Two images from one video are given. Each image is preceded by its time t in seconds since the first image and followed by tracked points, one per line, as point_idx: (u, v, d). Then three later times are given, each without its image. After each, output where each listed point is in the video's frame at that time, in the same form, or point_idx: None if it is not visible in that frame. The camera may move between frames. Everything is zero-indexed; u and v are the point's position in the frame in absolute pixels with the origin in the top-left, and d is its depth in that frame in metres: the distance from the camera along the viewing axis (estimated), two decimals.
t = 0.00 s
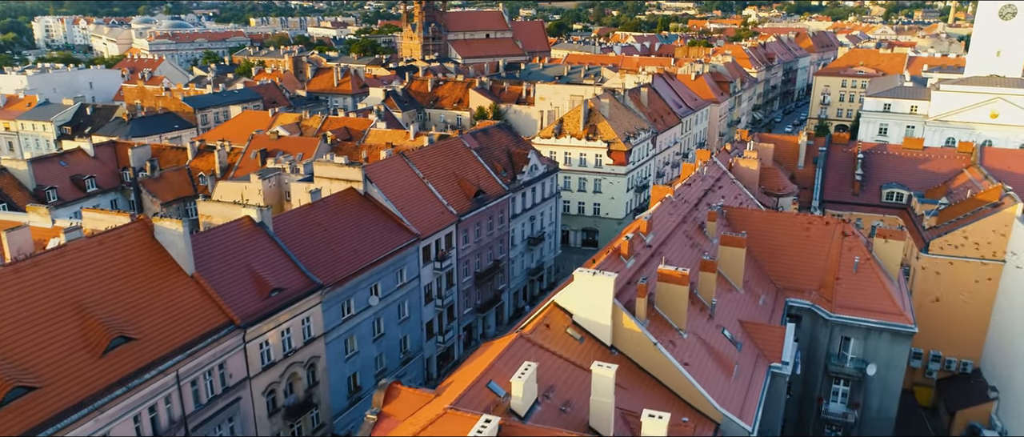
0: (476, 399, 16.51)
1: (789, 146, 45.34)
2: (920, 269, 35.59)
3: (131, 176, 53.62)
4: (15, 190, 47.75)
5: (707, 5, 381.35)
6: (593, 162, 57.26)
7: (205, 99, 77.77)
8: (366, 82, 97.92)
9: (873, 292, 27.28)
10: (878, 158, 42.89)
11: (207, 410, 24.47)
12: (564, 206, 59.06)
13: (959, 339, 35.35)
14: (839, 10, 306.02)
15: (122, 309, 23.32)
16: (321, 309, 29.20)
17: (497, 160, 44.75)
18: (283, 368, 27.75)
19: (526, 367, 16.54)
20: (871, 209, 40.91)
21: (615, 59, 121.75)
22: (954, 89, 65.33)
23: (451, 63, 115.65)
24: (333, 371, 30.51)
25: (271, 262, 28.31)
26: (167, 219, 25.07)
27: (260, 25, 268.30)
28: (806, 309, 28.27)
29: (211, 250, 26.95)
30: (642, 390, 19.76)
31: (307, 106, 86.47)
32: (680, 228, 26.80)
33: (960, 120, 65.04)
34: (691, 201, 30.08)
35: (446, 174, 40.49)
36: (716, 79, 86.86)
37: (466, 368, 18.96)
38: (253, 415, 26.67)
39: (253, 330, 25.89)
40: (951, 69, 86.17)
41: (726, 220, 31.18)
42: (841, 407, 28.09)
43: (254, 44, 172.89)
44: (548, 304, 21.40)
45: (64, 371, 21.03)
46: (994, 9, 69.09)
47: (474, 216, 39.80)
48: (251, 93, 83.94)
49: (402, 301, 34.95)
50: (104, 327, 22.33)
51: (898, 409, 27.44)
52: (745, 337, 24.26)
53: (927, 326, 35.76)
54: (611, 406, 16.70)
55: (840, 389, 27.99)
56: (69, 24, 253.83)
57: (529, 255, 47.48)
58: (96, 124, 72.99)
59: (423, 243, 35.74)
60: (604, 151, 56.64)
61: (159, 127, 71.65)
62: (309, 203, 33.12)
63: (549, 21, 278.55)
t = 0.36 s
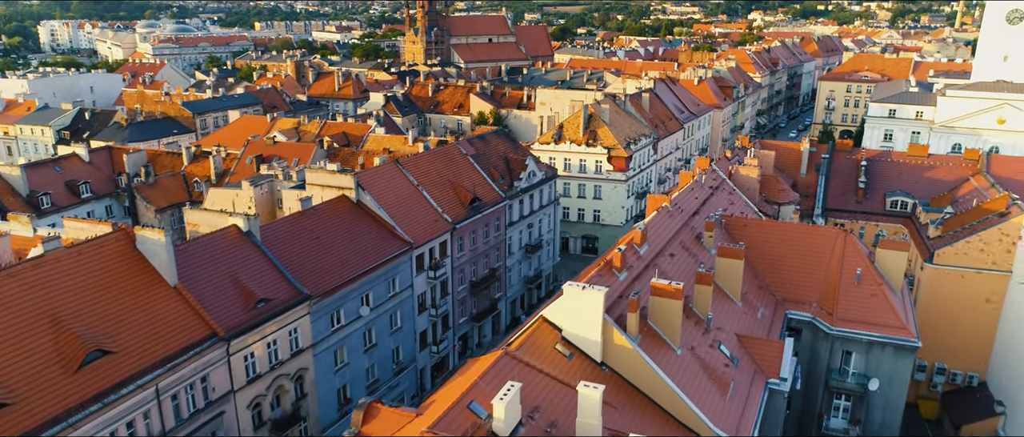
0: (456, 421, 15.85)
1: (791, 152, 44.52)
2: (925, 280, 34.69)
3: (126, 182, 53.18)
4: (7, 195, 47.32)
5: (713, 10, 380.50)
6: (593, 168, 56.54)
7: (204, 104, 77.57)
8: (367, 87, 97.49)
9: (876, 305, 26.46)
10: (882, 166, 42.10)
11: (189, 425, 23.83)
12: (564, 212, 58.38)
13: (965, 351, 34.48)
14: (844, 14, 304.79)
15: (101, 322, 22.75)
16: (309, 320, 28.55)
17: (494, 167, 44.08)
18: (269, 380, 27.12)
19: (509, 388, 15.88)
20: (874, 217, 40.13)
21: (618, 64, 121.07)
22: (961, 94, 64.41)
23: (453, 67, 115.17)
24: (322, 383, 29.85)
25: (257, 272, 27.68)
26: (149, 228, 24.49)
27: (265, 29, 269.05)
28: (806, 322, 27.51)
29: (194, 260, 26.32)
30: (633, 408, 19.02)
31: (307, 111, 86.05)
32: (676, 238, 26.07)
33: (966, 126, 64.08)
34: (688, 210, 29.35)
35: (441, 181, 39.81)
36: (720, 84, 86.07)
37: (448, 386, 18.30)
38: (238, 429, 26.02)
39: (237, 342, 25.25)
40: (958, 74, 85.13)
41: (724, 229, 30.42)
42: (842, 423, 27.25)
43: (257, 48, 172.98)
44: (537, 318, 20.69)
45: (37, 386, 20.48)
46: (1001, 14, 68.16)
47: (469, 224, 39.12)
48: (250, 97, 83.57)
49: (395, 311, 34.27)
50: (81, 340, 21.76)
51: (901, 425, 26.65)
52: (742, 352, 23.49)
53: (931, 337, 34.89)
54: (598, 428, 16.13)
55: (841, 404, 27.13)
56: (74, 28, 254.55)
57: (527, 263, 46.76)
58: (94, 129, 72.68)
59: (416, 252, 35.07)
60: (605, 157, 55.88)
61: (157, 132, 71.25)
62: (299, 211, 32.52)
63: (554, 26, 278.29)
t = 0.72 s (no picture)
0: None
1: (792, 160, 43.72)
2: (929, 291, 33.74)
3: (120, 188, 52.71)
4: None
5: (717, 15, 380.14)
6: (592, 175, 55.85)
7: (203, 109, 77.26)
8: (368, 91, 97.10)
9: (877, 319, 25.64)
10: (885, 173, 41.30)
11: None
12: (563, 219, 57.72)
13: (969, 364, 33.65)
14: (849, 19, 303.70)
15: (76, 335, 22.13)
16: (295, 331, 27.91)
17: (489, 174, 43.40)
18: (253, 394, 26.45)
19: (488, 410, 15.23)
20: (877, 226, 39.36)
21: (620, 68, 120.44)
22: (966, 100, 63.55)
23: (455, 72, 114.76)
24: (309, 396, 29.18)
25: (242, 283, 27.04)
26: (128, 238, 23.93)
27: (269, 33, 269.60)
28: (806, 336, 26.69)
29: (177, 271, 25.72)
30: (621, 429, 18.27)
31: (307, 116, 85.65)
32: (670, 250, 25.34)
33: (972, 132, 63.19)
34: (684, 220, 28.64)
35: (436, 188, 39.15)
36: (722, 89, 85.35)
37: (429, 408, 17.66)
38: None
39: (219, 355, 24.59)
40: (964, 79, 84.23)
41: (721, 240, 29.68)
42: None
43: (259, 53, 173.09)
44: (524, 334, 20.00)
45: (8, 402, 19.82)
46: (1008, 18, 67.27)
47: (463, 232, 38.43)
48: (250, 102, 83.22)
49: (386, 321, 33.58)
50: (54, 355, 21.12)
51: None
52: (738, 368, 22.72)
53: (936, 350, 34.00)
54: None
55: (842, 421, 26.24)
56: (79, 32, 255.18)
57: (524, 271, 46.04)
58: (92, 134, 72.43)
59: (408, 261, 34.38)
60: (604, 163, 55.15)
61: (155, 137, 70.88)
62: (288, 219, 31.92)
63: (557, 30, 278.38)
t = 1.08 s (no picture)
0: None
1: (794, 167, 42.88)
2: (933, 303, 32.89)
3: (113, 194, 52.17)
4: None
5: (722, 19, 379.40)
6: (591, 181, 55.10)
7: (200, 114, 76.79)
8: (369, 96, 96.59)
9: (879, 334, 24.82)
10: (888, 181, 40.46)
11: None
12: (561, 226, 57.00)
13: (974, 378, 32.76)
14: (854, 23, 302.61)
15: (49, 350, 21.54)
16: (280, 343, 27.22)
17: (485, 181, 42.70)
18: (236, 408, 25.78)
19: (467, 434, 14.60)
20: (880, 235, 38.52)
21: (622, 73, 119.71)
22: (972, 106, 62.66)
23: (456, 77, 114.29)
24: (295, 409, 28.49)
25: (225, 294, 26.38)
26: (106, 249, 23.33)
27: (272, 38, 270.08)
28: (805, 350, 25.87)
29: (157, 282, 25.09)
30: None
31: (307, 121, 85.18)
32: (665, 261, 24.58)
33: (978, 139, 62.27)
34: (680, 230, 27.86)
35: (429, 196, 38.46)
36: (724, 95, 84.54)
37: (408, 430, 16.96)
38: None
39: (199, 369, 23.91)
40: (970, 84, 83.30)
41: (718, 251, 28.92)
42: None
43: (262, 58, 173.23)
44: (509, 351, 19.28)
45: None
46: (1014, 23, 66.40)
47: (457, 240, 37.73)
48: (248, 107, 82.83)
49: (376, 332, 32.88)
50: (25, 370, 20.51)
51: None
52: (733, 385, 21.95)
53: (939, 364, 33.12)
54: None
55: None
56: (83, 37, 255.96)
57: (521, 280, 45.28)
58: (89, 139, 72.06)
59: (399, 270, 33.68)
60: (603, 170, 54.40)
61: (152, 142, 70.42)
62: (276, 228, 31.27)
63: (561, 35, 278.17)
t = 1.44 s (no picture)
0: None
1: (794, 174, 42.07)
2: (937, 315, 31.99)
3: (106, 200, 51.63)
4: None
5: (727, 24, 378.73)
6: (589, 188, 54.34)
7: (198, 119, 76.36)
8: (369, 101, 96.09)
9: (879, 349, 23.99)
10: (891, 189, 39.64)
11: None
12: (559, 233, 56.23)
13: (979, 393, 31.80)
14: (860, 28, 301.46)
15: (20, 366, 20.97)
16: (263, 356, 26.52)
17: (480, 188, 41.98)
18: (217, 423, 25.02)
19: None
20: (882, 244, 37.68)
21: (625, 78, 119.02)
22: (977, 112, 61.74)
23: (457, 82, 113.76)
24: (279, 424, 27.73)
25: (206, 306, 25.69)
26: (81, 260, 22.78)
27: (276, 42, 270.42)
28: (803, 365, 25.02)
29: (135, 294, 24.40)
30: None
31: (306, 126, 84.72)
32: (658, 273, 23.80)
33: (984, 145, 61.31)
34: (675, 240, 27.06)
35: (422, 203, 37.72)
36: (726, 100, 83.73)
37: None
38: None
39: (177, 383, 23.19)
40: (975, 90, 82.33)
41: (714, 262, 28.14)
42: None
43: (264, 62, 173.18)
44: (491, 369, 18.53)
45: None
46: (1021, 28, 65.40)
47: (450, 249, 36.99)
48: (247, 112, 82.40)
49: (365, 343, 32.12)
50: None
51: None
52: (728, 403, 21.11)
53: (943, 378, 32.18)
54: None
55: None
56: (88, 41, 256.63)
57: (516, 289, 44.52)
58: (86, 144, 71.69)
59: (389, 280, 32.95)
60: (601, 176, 53.63)
61: (149, 147, 70.00)
62: (263, 237, 30.60)
63: (566, 40, 277.83)
